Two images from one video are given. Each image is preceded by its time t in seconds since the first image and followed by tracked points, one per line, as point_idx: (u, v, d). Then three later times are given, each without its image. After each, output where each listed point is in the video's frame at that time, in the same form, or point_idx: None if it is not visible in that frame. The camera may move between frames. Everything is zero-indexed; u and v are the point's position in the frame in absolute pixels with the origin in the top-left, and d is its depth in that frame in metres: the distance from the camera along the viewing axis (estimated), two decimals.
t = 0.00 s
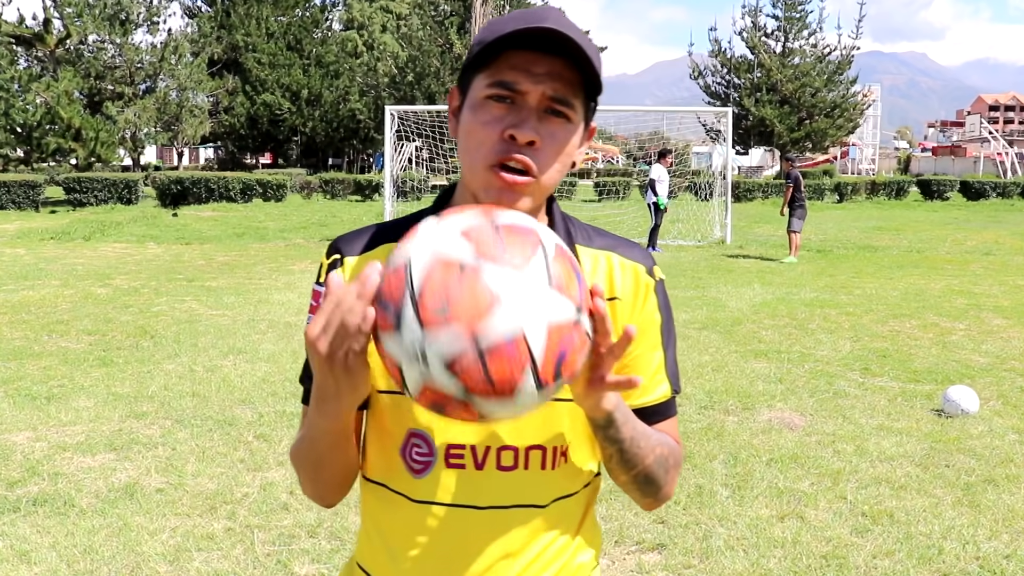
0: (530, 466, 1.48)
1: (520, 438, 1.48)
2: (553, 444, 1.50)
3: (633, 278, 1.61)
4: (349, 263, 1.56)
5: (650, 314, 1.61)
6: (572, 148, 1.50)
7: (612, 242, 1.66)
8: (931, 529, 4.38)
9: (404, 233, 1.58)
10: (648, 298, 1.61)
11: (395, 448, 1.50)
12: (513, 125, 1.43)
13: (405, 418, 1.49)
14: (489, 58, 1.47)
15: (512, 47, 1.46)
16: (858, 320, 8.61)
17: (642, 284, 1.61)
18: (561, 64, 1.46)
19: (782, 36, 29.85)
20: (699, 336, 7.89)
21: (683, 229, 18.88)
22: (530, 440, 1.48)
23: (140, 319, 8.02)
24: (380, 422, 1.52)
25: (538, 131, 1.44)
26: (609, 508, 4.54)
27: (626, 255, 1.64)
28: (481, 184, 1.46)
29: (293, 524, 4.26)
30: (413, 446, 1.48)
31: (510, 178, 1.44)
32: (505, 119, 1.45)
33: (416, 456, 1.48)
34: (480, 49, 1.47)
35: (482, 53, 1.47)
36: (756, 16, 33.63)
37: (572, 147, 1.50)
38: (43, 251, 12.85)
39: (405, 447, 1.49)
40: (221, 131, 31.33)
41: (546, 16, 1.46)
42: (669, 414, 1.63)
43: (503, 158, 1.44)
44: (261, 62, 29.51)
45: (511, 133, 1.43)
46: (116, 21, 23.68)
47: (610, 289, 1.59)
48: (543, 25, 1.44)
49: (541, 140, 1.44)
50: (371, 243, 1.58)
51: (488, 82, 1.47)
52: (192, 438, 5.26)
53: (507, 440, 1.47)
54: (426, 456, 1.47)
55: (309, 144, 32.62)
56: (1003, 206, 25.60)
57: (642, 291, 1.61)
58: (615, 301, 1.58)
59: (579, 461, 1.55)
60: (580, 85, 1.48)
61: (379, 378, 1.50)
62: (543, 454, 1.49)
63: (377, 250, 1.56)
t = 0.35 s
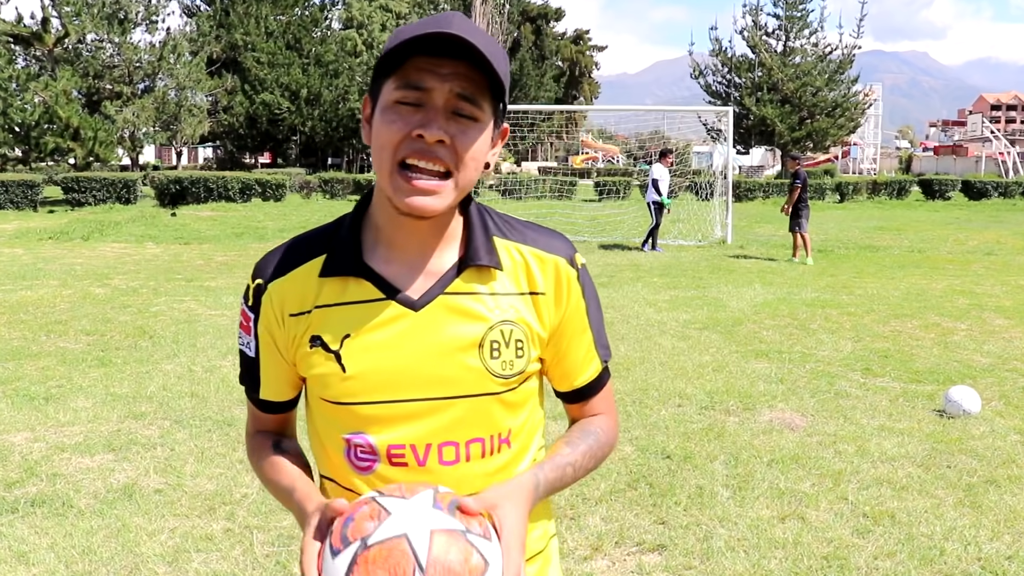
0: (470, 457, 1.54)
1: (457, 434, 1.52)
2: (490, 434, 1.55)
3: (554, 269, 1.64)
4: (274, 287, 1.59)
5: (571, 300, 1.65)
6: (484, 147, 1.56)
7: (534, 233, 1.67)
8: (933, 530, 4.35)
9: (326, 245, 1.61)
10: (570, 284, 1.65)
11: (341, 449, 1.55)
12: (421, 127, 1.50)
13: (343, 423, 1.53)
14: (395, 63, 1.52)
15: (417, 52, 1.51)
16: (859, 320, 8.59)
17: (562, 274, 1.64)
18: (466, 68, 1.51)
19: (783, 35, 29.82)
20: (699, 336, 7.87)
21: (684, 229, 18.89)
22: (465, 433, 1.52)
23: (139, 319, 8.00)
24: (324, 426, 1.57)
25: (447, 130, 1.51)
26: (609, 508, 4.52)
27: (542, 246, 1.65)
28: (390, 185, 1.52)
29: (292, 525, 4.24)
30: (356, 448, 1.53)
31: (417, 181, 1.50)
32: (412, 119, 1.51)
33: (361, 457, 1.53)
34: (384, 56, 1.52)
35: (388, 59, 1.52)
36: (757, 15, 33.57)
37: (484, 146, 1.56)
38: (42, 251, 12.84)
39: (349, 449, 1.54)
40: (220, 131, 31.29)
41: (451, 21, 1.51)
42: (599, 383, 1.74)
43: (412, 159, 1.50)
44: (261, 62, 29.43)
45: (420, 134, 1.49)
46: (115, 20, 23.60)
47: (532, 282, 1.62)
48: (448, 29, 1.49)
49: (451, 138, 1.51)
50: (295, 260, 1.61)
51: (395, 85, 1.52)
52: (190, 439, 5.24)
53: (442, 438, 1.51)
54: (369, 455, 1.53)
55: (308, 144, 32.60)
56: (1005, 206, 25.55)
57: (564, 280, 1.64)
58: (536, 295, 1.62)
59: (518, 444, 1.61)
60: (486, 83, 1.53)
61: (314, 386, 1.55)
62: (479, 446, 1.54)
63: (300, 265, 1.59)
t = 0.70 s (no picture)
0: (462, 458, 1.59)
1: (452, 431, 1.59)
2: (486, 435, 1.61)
3: (578, 273, 1.65)
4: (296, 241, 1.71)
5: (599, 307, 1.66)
6: (501, 133, 1.58)
7: (558, 232, 1.70)
8: (935, 532, 4.32)
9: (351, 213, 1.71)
10: (594, 291, 1.66)
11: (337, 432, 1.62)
12: (434, 113, 1.52)
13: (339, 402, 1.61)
14: (410, 50, 1.56)
15: (430, 39, 1.55)
16: (861, 321, 8.54)
17: (590, 281, 1.65)
18: (479, 52, 1.54)
19: (785, 34, 29.73)
20: (701, 336, 7.82)
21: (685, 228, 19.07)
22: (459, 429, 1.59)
23: (137, 319, 7.96)
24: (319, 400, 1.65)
25: (461, 118, 1.53)
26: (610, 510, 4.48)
27: (566, 245, 1.67)
28: (405, 169, 1.54)
29: (290, 527, 4.20)
30: (348, 434, 1.60)
31: (435, 163, 1.51)
32: (426, 105, 1.53)
33: (351, 442, 1.60)
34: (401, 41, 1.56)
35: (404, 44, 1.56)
36: (759, 13, 33.46)
37: (500, 133, 1.58)
38: (39, 250, 12.79)
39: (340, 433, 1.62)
40: (218, 130, 31.21)
41: (464, 8, 1.55)
42: (620, 397, 1.76)
43: (427, 146, 1.52)
44: (259, 60, 29.31)
45: (433, 121, 1.51)
46: (112, 18, 23.39)
47: (555, 283, 1.65)
48: (464, 16, 1.53)
49: (465, 126, 1.53)
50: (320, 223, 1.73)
51: (411, 71, 1.55)
52: (189, 439, 5.20)
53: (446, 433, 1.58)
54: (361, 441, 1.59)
55: (306, 142, 32.52)
56: (1008, 205, 25.47)
57: (590, 285, 1.65)
58: (557, 296, 1.64)
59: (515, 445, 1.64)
60: (502, 72, 1.56)
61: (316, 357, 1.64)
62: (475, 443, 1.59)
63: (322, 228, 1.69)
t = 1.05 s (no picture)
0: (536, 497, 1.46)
1: (528, 467, 1.45)
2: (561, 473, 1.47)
3: (667, 297, 1.57)
4: (354, 255, 1.59)
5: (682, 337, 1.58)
6: (597, 157, 1.48)
7: (645, 258, 1.60)
8: (937, 533, 4.29)
9: (419, 232, 1.59)
10: (681, 318, 1.58)
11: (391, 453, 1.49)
12: (528, 136, 1.41)
13: (401, 430, 1.48)
14: (505, 60, 1.43)
15: (527, 48, 1.41)
16: (862, 321, 8.52)
17: (676, 312, 1.58)
18: (581, 67, 1.41)
19: (786, 33, 29.72)
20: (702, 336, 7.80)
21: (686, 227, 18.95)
22: (537, 467, 1.45)
23: (135, 319, 7.94)
24: (375, 430, 1.53)
25: (555, 141, 1.42)
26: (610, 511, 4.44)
27: (660, 272, 1.59)
28: (500, 206, 1.47)
29: (290, 528, 4.17)
30: (409, 464, 1.47)
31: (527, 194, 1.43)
32: (519, 126, 1.42)
33: (411, 474, 1.47)
34: (494, 49, 1.44)
35: (499, 54, 1.43)
36: (760, 12, 33.44)
37: (596, 157, 1.47)
38: (37, 250, 12.78)
39: (399, 467, 1.48)
40: (217, 129, 31.17)
41: (568, 13, 1.43)
42: (694, 437, 1.66)
43: (518, 175, 1.43)
44: (258, 60, 29.22)
45: (525, 145, 1.41)
46: (111, 17, 23.50)
47: (641, 309, 1.55)
48: (563, 27, 1.40)
49: (559, 151, 1.42)
50: (380, 238, 1.61)
51: (503, 85, 1.44)
52: (188, 441, 5.17)
53: (511, 470, 1.44)
54: (422, 473, 1.46)
55: (305, 142, 32.49)
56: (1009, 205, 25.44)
57: (675, 317, 1.57)
58: (643, 325, 1.55)
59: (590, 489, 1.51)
60: (605, 92, 1.44)
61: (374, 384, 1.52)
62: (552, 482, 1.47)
63: (389, 244, 1.58)
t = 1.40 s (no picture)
0: (539, 506, 1.46)
1: (534, 477, 1.45)
2: (567, 483, 1.47)
3: (673, 309, 1.57)
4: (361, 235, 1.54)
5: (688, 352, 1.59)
6: (603, 172, 1.46)
7: (655, 268, 1.60)
8: (938, 533, 4.27)
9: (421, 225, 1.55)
10: (688, 333, 1.58)
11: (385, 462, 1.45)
12: (532, 152, 1.38)
13: (397, 433, 1.44)
14: (508, 72, 1.39)
15: (534, 63, 1.37)
16: (863, 321, 8.50)
17: (682, 325, 1.57)
18: (587, 84, 1.38)
19: (787, 32, 29.71)
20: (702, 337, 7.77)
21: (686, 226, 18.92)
22: (541, 478, 1.45)
23: (134, 319, 7.93)
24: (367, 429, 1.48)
25: (561, 158, 1.39)
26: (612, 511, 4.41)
27: (664, 282, 1.58)
28: (492, 210, 1.45)
29: (289, 528, 4.15)
30: (404, 471, 1.43)
31: (529, 209, 1.42)
32: (522, 139, 1.39)
33: (406, 481, 1.43)
34: (500, 57, 1.40)
35: (503, 66, 1.39)
36: (761, 11, 33.41)
37: (604, 169, 1.46)
38: (36, 250, 12.76)
39: (394, 469, 1.44)
40: (216, 129, 31.16)
41: (575, 23, 1.40)
42: (705, 452, 1.71)
43: (520, 187, 1.41)
44: (257, 59, 29.26)
45: (528, 163, 1.38)
46: (109, 16, 23.45)
47: (647, 319, 1.55)
48: (568, 44, 1.37)
49: (565, 168, 1.40)
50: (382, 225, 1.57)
51: (506, 95, 1.40)
52: (186, 441, 5.14)
53: (515, 479, 1.43)
54: (420, 479, 1.43)
55: (304, 142, 32.46)
56: (1011, 205, 25.39)
57: (680, 332, 1.57)
58: (650, 336, 1.55)
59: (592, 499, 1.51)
60: (614, 107, 1.42)
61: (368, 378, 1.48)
62: (556, 492, 1.46)
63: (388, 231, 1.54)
